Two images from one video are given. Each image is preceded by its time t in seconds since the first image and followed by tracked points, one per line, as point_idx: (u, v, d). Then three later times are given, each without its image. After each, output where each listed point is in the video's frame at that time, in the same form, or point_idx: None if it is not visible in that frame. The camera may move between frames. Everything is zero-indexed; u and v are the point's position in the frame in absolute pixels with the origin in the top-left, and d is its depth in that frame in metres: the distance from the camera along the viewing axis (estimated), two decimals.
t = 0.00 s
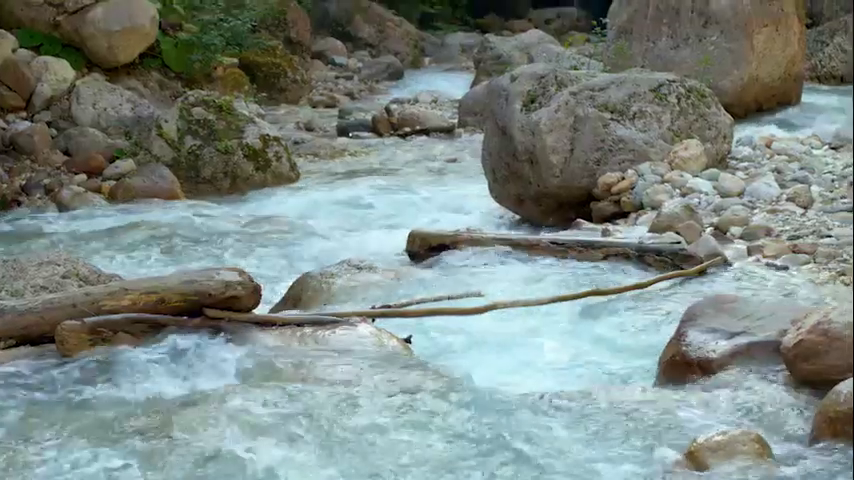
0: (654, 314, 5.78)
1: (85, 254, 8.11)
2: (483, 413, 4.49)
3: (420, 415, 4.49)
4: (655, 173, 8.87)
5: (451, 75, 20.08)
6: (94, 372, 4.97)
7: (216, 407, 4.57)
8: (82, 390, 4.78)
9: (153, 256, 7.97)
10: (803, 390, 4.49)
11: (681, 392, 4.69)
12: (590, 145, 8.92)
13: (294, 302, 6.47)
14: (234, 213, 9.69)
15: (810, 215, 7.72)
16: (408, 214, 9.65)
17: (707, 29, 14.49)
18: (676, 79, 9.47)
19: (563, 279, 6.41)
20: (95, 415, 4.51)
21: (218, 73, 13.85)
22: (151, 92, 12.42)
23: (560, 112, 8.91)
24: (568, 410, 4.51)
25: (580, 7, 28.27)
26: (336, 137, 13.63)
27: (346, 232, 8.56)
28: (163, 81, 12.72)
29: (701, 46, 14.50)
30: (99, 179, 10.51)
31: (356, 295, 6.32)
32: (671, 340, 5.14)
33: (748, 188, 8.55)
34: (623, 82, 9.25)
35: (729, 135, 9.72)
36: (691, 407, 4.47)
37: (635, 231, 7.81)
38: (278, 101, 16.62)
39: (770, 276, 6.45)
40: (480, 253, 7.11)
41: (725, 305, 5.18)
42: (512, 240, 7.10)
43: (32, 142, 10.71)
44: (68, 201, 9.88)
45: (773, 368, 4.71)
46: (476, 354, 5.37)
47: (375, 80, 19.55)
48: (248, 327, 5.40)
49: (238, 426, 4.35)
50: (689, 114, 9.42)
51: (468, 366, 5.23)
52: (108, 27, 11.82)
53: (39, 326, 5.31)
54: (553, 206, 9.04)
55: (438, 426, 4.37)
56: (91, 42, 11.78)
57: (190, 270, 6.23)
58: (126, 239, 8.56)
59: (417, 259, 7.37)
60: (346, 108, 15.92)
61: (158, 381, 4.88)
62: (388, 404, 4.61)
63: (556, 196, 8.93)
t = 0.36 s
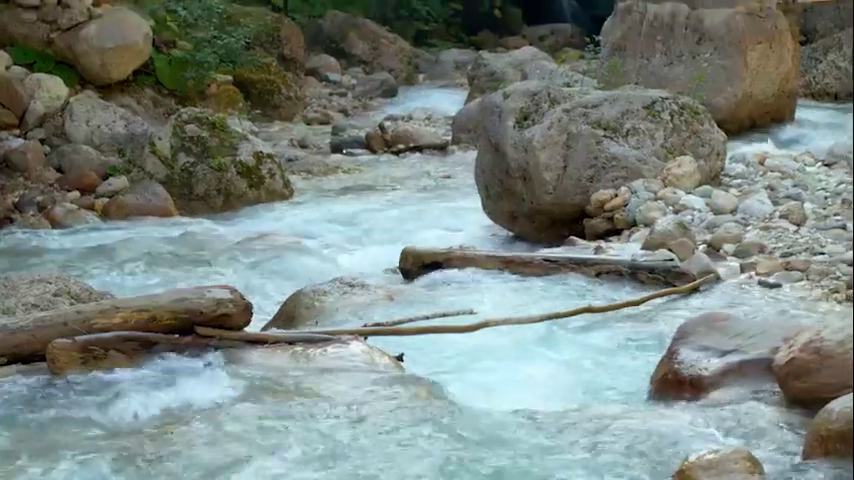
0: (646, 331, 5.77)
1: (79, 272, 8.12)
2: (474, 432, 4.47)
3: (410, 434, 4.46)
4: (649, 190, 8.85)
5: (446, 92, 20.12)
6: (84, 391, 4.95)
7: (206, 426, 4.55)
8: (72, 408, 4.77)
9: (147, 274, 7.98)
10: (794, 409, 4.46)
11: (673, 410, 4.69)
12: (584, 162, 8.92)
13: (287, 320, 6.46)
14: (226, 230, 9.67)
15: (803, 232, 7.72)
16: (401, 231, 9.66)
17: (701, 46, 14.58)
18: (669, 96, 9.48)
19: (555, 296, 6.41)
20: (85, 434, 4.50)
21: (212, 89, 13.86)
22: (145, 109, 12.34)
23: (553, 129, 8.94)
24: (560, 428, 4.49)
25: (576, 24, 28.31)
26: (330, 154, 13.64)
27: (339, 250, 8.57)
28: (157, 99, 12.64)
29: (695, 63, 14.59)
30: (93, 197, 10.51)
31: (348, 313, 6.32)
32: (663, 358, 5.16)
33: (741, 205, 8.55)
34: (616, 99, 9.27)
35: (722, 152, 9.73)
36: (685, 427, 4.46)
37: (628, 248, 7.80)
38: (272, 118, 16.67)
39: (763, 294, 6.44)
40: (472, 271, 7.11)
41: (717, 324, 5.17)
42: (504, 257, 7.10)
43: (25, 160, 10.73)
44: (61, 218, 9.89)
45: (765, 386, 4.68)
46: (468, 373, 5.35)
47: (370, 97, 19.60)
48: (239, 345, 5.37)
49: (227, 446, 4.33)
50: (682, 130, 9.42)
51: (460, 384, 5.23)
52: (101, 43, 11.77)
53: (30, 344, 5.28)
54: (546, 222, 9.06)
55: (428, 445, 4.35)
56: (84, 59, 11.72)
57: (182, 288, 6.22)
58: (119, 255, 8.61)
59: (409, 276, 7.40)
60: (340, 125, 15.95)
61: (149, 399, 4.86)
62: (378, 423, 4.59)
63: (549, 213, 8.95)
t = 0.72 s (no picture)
0: (636, 354, 5.71)
1: (65, 293, 8.06)
2: (461, 458, 4.40)
3: (396, 458, 4.39)
4: (640, 209, 8.79)
5: (438, 109, 20.08)
6: (64, 416, 4.85)
7: (188, 451, 4.47)
8: (52, 433, 4.68)
9: (135, 296, 7.92)
10: (784, 435, 4.41)
11: (661, 435, 4.62)
12: (574, 182, 8.87)
13: (273, 342, 6.39)
14: (214, 250, 9.59)
15: (794, 252, 7.77)
16: (391, 250, 9.61)
17: (693, 63, 14.47)
18: (660, 115, 9.42)
19: (545, 318, 6.35)
20: (64, 459, 4.41)
21: (203, 108, 13.79)
22: (135, 128, 12.25)
23: (543, 148, 8.92)
24: (549, 453, 4.42)
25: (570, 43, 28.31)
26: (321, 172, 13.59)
27: (329, 271, 8.55)
28: (147, 117, 12.53)
29: (687, 80, 14.49)
30: (81, 216, 10.44)
31: (334, 336, 6.23)
32: (651, 381, 5.09)
33: (733, 224, 8.48)
34: (606, 117, 9.24)
35: (715, 171, 9.58)
36: (673, 452, 4.38)
37: (618, 268, 7.73)
38: (264, 135, 16.66)
39: (753, 315, 6.39)
40: (462, 293, 7.03)
41: (706, 346, 5.10)
42: (492, 277, 7.05)
43: (13, 179, 10.69)
44: (49, 237, 9.87)
45: (754, 411, 4.62)
46: (455, 398, 5.28)
47: (363, 114, 19.60)
48: (221, 370, 5.28)
49: (210, 472, 4.25)
50: (673, 149, 9.34)
51: (446, 409, 5.16)
52: (91, 61, 11.72)
53: (10, 368, 5.20)
54: (536, 242, 9.00)
55: (415, 470, 4.28)
56: (74, 77, 11.70)
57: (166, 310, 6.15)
58: (107, 276, 8.54)
59: (396, 296, 7.31)
60: (332, 143, 15.90)
61: (130, 425, 4.77)
62: (363, 448, 4.51)
63: (539, 232, 8.91)
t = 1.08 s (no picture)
0: (622, 384, 5.59)
1: (44, 318, 7.96)
2: None
3: None
4: (629, 231, 8.68)
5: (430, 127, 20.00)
6: (31, 450, 4.73)
7: None
8: (18, 468, 4.56)
9: (115, 322, 7.82)
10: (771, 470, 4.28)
11: (644, 469, 4.48)
12: (562, 203, 8.76)
13: (252, 370, 6.25)
14: (198, 273, 9.46)
15: (785, 276, 7.65)
16: (377, 272, 9.52)
17: (686, 81, 14.36)
18: (649, 135, 9.29)
19: (530, 345, 6.24)
20: None
21: (191, 126, 13.65)
22: (120, 147, 12.11)
23: (531, 169, 8.78)
24: None
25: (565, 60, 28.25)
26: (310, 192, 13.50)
27: (312, 293, 8.44)
28: (133, 136, 12.39)
29: (680, 99, 14.35)
30: (65, 237, 10.40)
31: (313, 365, 6.12)
32: (634, 412, 4.95)
33: (723, 246, 8.35)
34: (595, 138, 9.11)
35: (705, 191, 9.47)
36: None
37: (606, 290, 7.61)
38: (254, 153, 16.60)
39: (742, 342, 6.28)
40: (445, 319, 6.91)
41: (690, 377, 4.97)
42: (475, 302, 6.94)
43: None
44: (31, 259, 9.79)
45: (740, 445, 4.49)
46: (436, 429, 5.15)
47: (354, 132, 19.52)
48: (194, 401, 5.17)
49: None
50: (663, 169, 9.21)
51: (426, 441, 5.04)
52: (76, 80, 11.59)
53: None
54: (524, 264, 8.88)
55: None
56: (58, 96, 11.57)
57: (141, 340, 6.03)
58: (89, 299, 8.42)
59: (380, 322, 7.16)
60: (323, 161, 15.81)
61: (99, 459, 4.65)
62: None
63: (528, 254, 8.77)
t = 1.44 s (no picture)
0: (604, 418, 5.41)
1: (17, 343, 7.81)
2: None
3: None
4: (616, 253, 8.53)
5: (422, 144, 19.86)
6: None
7: None
8: None
9: (90, 345, 7.66)
10: None
11: None
12: (548, 224, 8.58)
13: (224, 399, 6.04)
14: (177, 295, 9.28)
15: (775, 300, 7.46)
16: (361, 292, 9.36)
17: (676, 98, 14.22)
18: (638, 155, 9.09)
19: (511, 375, 6.08)
20: None
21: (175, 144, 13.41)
22: (103, 167, 11.92)
23: (516, 190, 8.62)
24: None
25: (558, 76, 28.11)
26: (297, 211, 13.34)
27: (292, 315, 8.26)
28: (116, 155, 12.21)
29: (671, 117, 14.20)
30: (43, 258, 10.22)
31: (288, 394, 5.95)
32: (614, 448, 4.77)
33: (712, 269, 8.18)
34: (582, 158, 8.93)
35: (694, 212, 9.29)
36: None
37: (591, 314, 7.44)
38: (242, 172, 16.50)
39: (728, 371, 6.12)
40: (425, 345, 6.72)
41: (672, 412, 4.79)
42: (456, 329, 6.76)
43: None
44: (8, 281, 9.64)
45: None
46: (409, 465, 4.96)
47: (344, 149, 19.39)
48: (158, 435, 4.98)
49: None
50: (652, 190, 9.04)
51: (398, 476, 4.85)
52: (57, 99, 11.44)
53: None
54: (509, 286, 8.72)
55: None
56: (39, 115, 11.41)
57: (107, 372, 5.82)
58: (66, 322, 8.25)
59: (359, 348, 6.95)
60: (311, 180, 15.67)
61: None
62: None
63: (513, 276, 8.60)
